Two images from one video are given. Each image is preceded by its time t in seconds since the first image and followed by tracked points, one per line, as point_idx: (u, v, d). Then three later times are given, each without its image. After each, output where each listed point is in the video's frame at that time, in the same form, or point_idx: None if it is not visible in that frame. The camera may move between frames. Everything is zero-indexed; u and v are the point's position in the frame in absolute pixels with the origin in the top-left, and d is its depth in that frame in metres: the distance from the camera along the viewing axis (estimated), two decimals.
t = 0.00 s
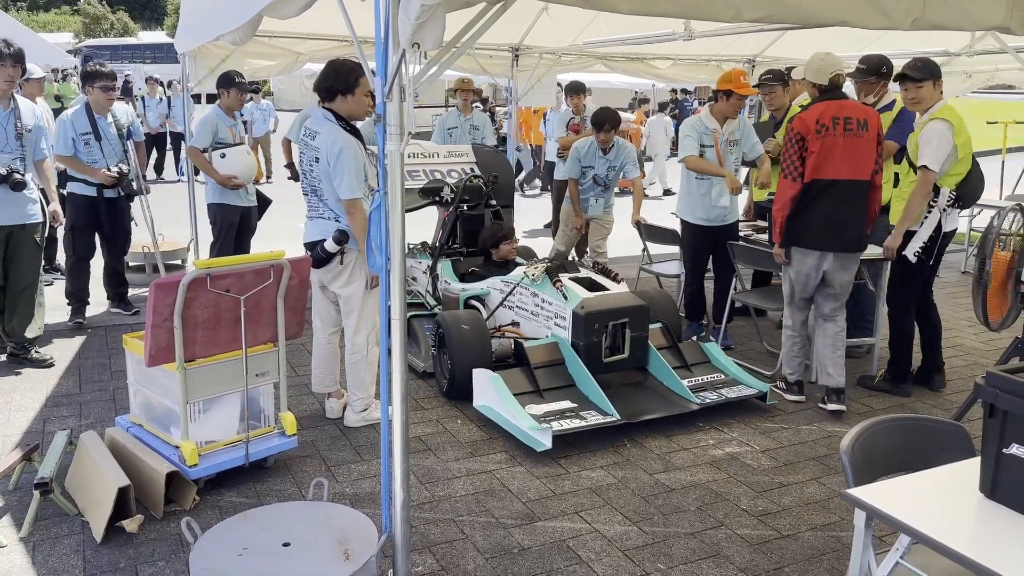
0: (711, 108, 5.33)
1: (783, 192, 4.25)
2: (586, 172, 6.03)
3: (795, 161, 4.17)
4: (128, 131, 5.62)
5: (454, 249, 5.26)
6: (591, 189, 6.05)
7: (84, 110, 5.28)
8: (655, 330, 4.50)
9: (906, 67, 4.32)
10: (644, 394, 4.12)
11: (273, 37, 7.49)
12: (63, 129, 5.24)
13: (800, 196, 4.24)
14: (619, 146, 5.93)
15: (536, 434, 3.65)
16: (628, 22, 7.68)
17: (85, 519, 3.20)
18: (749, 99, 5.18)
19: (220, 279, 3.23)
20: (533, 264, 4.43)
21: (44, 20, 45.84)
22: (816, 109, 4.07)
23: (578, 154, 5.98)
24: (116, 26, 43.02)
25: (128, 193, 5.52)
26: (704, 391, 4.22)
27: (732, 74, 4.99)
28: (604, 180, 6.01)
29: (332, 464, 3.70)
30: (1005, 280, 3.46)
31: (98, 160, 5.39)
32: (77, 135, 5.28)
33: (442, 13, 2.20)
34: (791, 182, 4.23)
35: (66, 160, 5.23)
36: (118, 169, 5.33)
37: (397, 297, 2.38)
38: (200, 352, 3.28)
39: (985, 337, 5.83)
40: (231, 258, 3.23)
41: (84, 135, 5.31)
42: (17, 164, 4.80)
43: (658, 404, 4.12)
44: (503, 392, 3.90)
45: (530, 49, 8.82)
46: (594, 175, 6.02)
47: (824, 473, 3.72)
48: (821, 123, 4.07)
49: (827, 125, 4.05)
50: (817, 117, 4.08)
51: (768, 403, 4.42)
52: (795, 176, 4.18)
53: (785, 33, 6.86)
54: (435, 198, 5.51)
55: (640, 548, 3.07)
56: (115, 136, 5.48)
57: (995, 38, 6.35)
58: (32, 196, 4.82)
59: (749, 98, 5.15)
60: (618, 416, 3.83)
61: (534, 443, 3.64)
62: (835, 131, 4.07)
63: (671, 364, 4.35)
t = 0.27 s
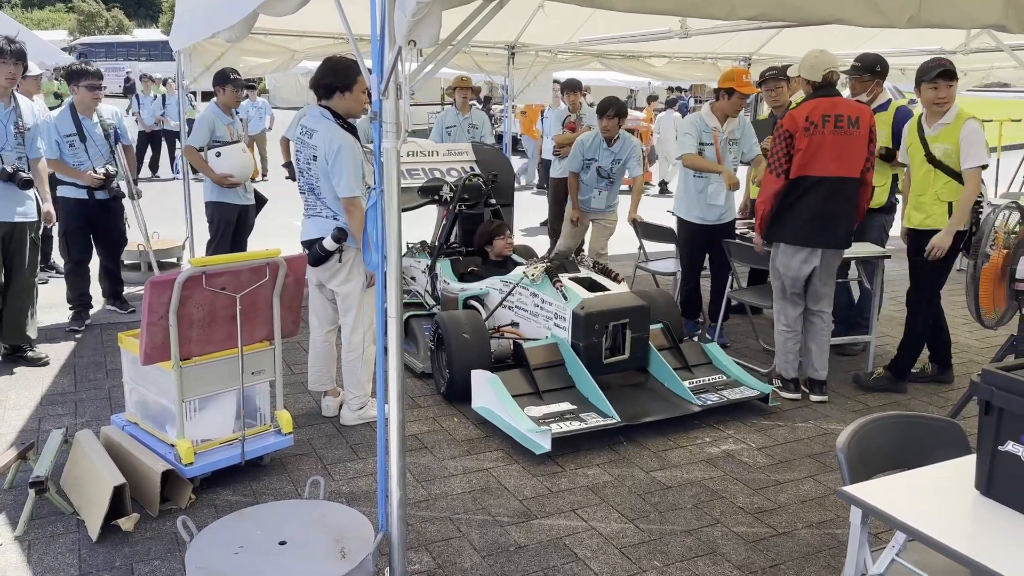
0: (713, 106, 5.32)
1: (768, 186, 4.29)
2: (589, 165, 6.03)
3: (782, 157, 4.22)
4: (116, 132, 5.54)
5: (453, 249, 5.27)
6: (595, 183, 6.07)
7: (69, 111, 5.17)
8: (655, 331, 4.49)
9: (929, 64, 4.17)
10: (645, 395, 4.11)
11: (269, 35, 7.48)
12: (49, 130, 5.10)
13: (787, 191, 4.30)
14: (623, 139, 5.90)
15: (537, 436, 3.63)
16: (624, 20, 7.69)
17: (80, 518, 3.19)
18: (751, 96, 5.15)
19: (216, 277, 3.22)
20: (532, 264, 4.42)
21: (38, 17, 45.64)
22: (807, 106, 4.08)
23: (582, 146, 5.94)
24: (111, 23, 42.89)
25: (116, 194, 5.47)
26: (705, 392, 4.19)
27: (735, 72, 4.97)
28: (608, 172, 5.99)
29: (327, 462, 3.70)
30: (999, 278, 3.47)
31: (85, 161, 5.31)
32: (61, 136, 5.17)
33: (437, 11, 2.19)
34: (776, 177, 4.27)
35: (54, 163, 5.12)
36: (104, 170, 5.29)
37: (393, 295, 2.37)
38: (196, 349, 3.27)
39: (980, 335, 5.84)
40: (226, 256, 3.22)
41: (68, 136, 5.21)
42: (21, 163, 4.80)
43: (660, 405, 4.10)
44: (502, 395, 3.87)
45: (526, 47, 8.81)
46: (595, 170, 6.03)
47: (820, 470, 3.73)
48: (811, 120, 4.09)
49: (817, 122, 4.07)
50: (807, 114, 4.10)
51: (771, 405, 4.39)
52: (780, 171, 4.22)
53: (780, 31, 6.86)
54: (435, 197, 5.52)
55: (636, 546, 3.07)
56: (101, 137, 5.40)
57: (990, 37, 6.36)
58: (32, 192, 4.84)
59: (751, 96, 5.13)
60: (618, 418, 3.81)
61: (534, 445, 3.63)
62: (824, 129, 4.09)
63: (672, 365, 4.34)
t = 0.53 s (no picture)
0: (712, 103, 5.33)
1: (767, 180, 4.31)
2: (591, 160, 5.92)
3: (781, 151, 4.23)
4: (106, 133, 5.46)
5: (451, 248, 5.24)
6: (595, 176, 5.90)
7: (59, 108, 5.13)
8: (655, 331, 4.47)
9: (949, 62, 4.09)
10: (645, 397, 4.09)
11: (264, 33, 7.47)
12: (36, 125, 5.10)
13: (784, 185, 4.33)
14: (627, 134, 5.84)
15: (535, 438, 3.62)
16: (620, 18, 7.69)
17: (76, 516, 3.18)
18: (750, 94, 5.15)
19: (211, 276, 3.21)
20: (530, 264, 4.42)
21: (32, 15, 45.46)
22: (808, 101, 4.10)
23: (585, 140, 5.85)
24: (105, 20, 42.76)
25: (100, 195, 5.38)
26: (705, 393, 4.17)
27: (732, 70, 4.98)
28: (613, 166, 5.85)
29: (323, 460, 3.69)
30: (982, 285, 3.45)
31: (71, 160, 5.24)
32: (49, 133, 5.13)
33: (433, 8, 2.19)
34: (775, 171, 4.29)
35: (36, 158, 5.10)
36: (84, 171, 5.17)
37: (389, 294, 2.36)
38: (191, 348, 3.26)
39: (975, 332, 5.86)
40: (221, 254, 3.21)
41: (57, 133, 5.16)
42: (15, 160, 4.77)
43: (660, 406, 4.09)
44: (500, 396, 3.85)
45: (522, 45, 8.80)
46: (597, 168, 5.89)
47: (815, 468, 3.74)
48: (812, 116, 4.11)
49: (817, 118, 4.09)
50: (808, 110, 4.12)
51: (773, 407, 4.36)
52: (779, 165, 4.24)
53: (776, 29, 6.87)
54: (433, 195, 5.40)
55: (631, 543, 3.08)
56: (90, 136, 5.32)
57: (985, 35, 6.37)
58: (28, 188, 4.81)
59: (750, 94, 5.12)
60: (617, 419, 3.80)
61: (532, 447, 3.61)
62: (825, 126, 4.10)
63: (673, 366, 4.32)
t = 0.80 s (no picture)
0: (706, 103, 5.35)
1: (772, 178, 4.35)
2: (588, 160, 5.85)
3: (784, 149, 4.26)
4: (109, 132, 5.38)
5: (449, 247, 5.21)
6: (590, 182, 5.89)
7: (66, 106, 5.00)
8: (653, 331, 4.46)
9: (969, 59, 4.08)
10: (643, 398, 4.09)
11: (259, 30, 7.45)
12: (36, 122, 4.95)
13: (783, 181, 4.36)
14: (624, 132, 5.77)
15: (533, 440, 3.61)
16: (615, 17, 7.68)
17: (70, 516, 3.17)
18: (744, 92, 5.17)
19: (205, 274, 3.20)
20: (528, 264, 4.42)
21: (26, 12, 45.29)
22: (810, 100, 4.13)
23: (583, 138, 5.80)
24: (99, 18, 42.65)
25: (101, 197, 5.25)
26: (704, 394, 4.17)
27: (726, 69, 4.98)
28: (612, 164, 5.79)
29: (319, 459, 3.69)
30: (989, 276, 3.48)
31: (73, 160, 5.13)
32: (54, 131, 5.00)
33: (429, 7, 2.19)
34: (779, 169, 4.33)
35: (37, 155, 4.96)
36: (89, 172, 5.08)
37: (384, 293, 2.36)
38: (185, 347, 3.25)
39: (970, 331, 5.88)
40: (215, 252, 3.19)
41: (60, 132, 5.04)
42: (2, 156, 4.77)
43: (658, 407, 4.09)
44: (498, 398, 3.83)
45: (517, 43, 8.80)
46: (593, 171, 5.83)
47: (810, 466, 3.74)
48: (814, 114, 4.13)
49: (818, 117, 4.10)
50: (810, 108, 4.14)
51: (772, 408, 4.35)
52: (783, 163, 4.28)
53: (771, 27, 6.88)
54: (430, 194, 5.35)
55: (627, 542, 3.08)
56: (94, 136, 5.22)
57: (979, 33, 6.39)
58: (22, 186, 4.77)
59: (744, 92, 5.14)
60: (615, 420, 3.80)
61: (530, 448, 3.60)
62: (826, 124, 4.11)
63: (671, 367, 4.31)
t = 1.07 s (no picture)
0: (700, 102, 5.35)
1: (766, 176, 4.36)
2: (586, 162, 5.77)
3: (779, 147, 4.26)
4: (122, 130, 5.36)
5: (446, 246, 5.19)
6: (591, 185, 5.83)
7: (76, 101, 5.02)
8: (651, 332, 4.46)
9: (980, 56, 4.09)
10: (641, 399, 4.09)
11: (254, 28, 7.43)
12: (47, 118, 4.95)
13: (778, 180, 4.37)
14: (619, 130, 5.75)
15: (531, 441, 3.60)
16: (611, 16, 7.68)
17: (64, 516, 3.16)
18: (736, 90, 5.18)
19: (200, 273, 3.19)
20: (525, 264, 4.42)
21: (20, 10, 45.13)
22: (806, 98, 4.13)
23: (577, 139, 5.75)
24: (93, 16, 42.51)
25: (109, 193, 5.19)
26: (702, 395, 4.17)
27: (719, 68, 4.97)
28: (607, 164, 5.74)
29: (314, 459, 3.68)
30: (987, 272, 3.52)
31: (83, 155, 5.11)
32: (64, 126, 5.00)
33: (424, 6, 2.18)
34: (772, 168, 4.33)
35: (47, 151, 4.95)
36: (100, 166, 5.05)
37: (379, 292, 2.35)
38: (180, 346, 3.24)
39: (964, 329, 5.89)
40: (210, 251, 3.18)
41: (71, 127, 5.03)
42: None
43: (656, 408, 4.08)
44: (495, 399, 3.82)
45: (513, 42, 8.80)
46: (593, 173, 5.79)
47: (805, 465, 3.75)
48: (809, 113, 4.13)
49: (814, 116, 4.10)
50: (806, 107, 4.15)
51: (770, 409, 4.34)
52: (777, 162, 4.28)
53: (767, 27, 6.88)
54: (426, 193, 5.34)
55: (622, 541, 3.08)
56: (105, 132, 5.21)
57: (974, 33, 6.40)
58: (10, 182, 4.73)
59: (736, 89, 5.16)
60: (612, 421, 3.79)
61: (527, 450, 3.60)
62: (822, 123, 4.12)
63: (669, 367, 4.31)
